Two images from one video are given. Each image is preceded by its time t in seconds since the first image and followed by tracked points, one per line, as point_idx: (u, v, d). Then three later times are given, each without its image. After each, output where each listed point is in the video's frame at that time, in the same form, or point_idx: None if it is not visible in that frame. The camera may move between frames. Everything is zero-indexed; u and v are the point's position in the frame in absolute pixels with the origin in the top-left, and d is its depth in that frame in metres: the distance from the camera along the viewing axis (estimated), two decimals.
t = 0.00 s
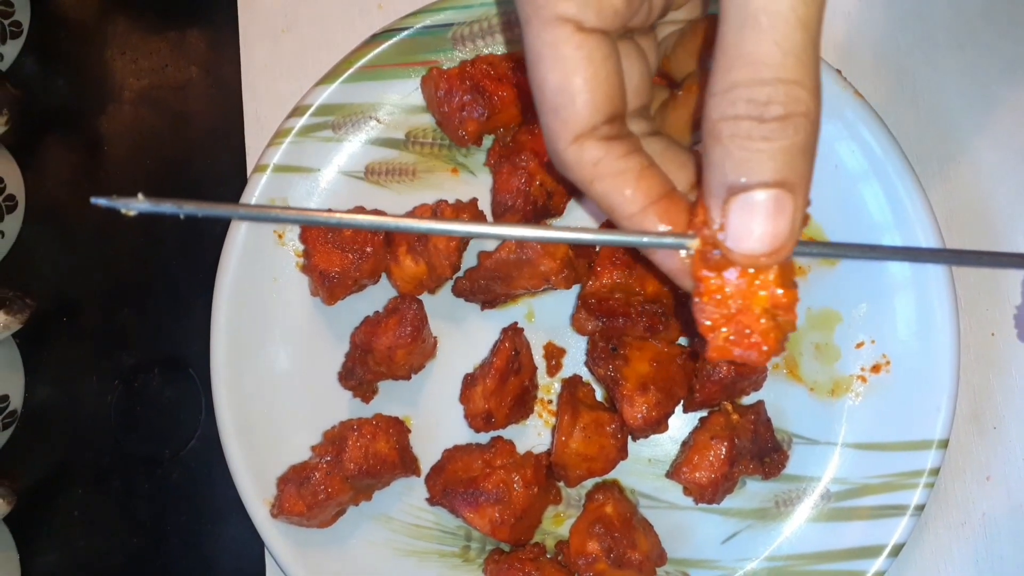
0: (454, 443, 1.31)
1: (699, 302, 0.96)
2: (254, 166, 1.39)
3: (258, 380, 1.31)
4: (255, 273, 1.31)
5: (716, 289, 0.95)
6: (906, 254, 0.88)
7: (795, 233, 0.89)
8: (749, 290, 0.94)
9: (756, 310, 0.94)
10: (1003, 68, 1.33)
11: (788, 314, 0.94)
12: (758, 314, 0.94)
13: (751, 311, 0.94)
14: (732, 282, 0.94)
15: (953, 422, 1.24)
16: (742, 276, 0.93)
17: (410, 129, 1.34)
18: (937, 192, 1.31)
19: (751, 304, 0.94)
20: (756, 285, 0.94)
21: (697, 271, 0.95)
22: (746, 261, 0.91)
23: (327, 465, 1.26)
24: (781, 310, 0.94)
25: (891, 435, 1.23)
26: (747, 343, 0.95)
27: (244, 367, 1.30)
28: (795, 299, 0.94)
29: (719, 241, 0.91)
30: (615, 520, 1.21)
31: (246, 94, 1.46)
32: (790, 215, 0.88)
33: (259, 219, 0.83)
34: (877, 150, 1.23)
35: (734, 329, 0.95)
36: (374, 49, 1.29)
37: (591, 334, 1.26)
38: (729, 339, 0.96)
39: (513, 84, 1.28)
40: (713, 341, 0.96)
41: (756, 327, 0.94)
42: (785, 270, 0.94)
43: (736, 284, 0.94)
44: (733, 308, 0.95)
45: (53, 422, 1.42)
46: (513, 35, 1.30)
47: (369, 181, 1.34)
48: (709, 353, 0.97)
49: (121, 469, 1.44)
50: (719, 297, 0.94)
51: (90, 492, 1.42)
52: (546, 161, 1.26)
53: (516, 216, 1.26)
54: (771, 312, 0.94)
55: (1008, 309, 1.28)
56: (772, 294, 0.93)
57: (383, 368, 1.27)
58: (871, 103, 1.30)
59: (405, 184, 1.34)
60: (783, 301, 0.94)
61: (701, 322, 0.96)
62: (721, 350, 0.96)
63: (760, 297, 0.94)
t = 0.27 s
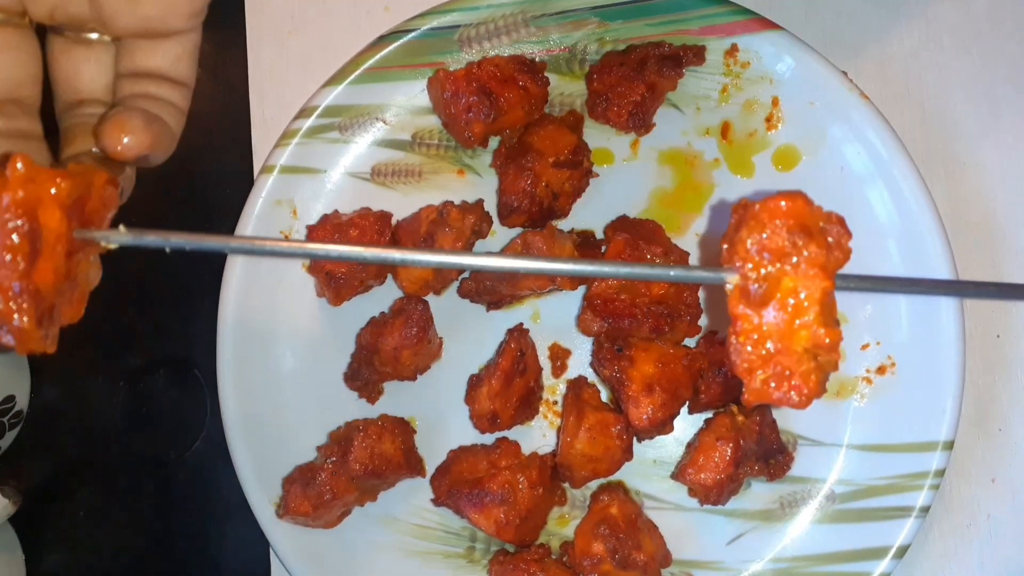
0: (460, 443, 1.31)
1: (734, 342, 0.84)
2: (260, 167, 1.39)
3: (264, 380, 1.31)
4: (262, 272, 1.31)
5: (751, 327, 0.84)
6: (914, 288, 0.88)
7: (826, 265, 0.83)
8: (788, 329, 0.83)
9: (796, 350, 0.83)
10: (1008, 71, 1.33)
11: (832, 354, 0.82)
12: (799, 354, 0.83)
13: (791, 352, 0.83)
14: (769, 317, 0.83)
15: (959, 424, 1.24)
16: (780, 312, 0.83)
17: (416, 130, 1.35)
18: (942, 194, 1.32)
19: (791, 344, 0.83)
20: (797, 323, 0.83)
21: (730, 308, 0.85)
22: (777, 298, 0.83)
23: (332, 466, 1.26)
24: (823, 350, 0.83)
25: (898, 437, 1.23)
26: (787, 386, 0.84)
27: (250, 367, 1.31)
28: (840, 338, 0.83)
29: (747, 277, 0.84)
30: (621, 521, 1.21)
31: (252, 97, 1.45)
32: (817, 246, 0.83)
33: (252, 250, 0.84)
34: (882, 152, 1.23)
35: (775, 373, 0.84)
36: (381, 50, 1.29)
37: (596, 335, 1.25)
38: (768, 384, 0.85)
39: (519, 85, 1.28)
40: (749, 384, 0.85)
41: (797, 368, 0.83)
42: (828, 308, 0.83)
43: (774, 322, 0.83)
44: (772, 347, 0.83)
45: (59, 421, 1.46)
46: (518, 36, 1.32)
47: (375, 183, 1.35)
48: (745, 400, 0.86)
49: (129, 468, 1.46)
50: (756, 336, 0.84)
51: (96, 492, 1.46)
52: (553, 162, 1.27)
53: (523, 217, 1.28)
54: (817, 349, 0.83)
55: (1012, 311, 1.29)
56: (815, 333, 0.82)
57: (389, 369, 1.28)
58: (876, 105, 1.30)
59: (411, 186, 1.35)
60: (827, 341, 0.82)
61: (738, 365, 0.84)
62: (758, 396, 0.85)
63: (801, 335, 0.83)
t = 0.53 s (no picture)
0: (462, 446, 1.31)
1: (733, 352, 0.84)
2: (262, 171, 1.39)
3: (266, 384, 1.32)
4: (264, 276, 1.31)
5: (751, 338, 0.84)
6: (913, 297, 0.87)
7: (824, 277, 0.83)
8: (787, 340, 0.83)
9: (795, 361, 0.83)
10: (1010, 73, 1.33)
11: (830, 365, 0.82)
12: (798, 365, 0.83)
13: (789, 363, 0.83)
14: (768, 328, 0.83)
15: (961, 427, 1.24)
16: (778, 323, 0.83)
17: (418, 134, 1.35)
18: (944, 197, 1.32)
19: (789, 355, 0.83)
20: (795, 333, 0.83)
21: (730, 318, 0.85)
22: (776, 309, 0.83)
23: (334, 469, 1.26)
24: (821, 361, 0.83)
25: (900, 440, 1.23)
26: (787, 396, 0.83)
27: (253, 371, 1.31)
28: (839, 350, 0.83)
29: (746, 288, 0.84)
30: (622, 524, 1.21)
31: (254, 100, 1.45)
32: (816, 258, 0.83)
33: (256, 264, 0.84)
34: (884, 155, 1.23)
35: (775, 383, 0.84)
36: (382, 55, 1.29)
37: (598, 338, 1.25)
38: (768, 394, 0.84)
39: (521, 89, 1.28)
40: (748, 394, 0.84)
41: (796, 379, 0.83)
42: (826, 318, 0.84)
43: (773, 333, 0.83)
44: (771, 357, 0.83)
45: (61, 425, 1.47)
46: (520, 40, 1.32)
47: (377, 186, 1.35)
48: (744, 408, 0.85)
49: (131, 470, 1.46)
50: (755, 347, 0.84)
51: (98, 495, 1.46)
52: (555, 165, 1.26)
53: (524, 220, 1.29)
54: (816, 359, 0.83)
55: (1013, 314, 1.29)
56: (813, 344, 0.82)
57: (391, 372, 1.28)
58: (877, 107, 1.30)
59: (413, 189, 1.35)
60: (825, 351, 0.82)
61: (737, 375, 0.84)
62: (758, 406, 0.84)
63: (800, 346, 0.83)
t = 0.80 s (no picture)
0: (460, 445, 1.31)
1: (728, 355, 0.84)
2: (260, 169, 1.38)
3: (264, 383, 1.31)
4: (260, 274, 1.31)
5: (746, 341, 0.84)
6: (909, 300, 0.87)
7: (819, 280, 0.82)
8: (782, 343, 0.83)
9: (791, 364, 0.83)
10: (1008, 71, 1.33)
11: (825, 368, 0.82)
12: (793, 368, 0.83)
13: (785, 366, 0.83)
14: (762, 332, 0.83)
15: (959, 425, 1.24)
16: (773, 326, 0.83)
17: (415, 132, 1.35)
18: (942, 195, 1.31)
19: (785, 358, 0.83)
20: (790, 336, 0.83)
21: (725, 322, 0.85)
22: (771, 312, 0.83)
23: (332, 467, 1.26)
24: (816, 364, 0.83)
25: (899, 438, 1.22)
26: (783, 399, 0.83)
27: (250, 369, 1.31)
28: (833, 353, 0.83)
29: (740, 291, 0.84)
30: (620, 523, 1.21)
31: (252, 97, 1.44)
32: (810, 261, 0.83)
33: (251, 269, 0.83)
34: (882, 154, 1.23)
35: (770, 387, 0.84)
36: (380, 52, 1.29)
37: (596, 336, 1.25)
38: (763, 397, 0.84)
39: (519, 87, 1.28)
40: (744, 397, 0.84)
41: (791, 382, 0.83)
42: (821, 321, 0.84)
43: (768, 336, 0.83)
44: (766, 360, 0.83)
45: (58, 424, 1.48)
46: (518, 38, 1.32)
47: (375, 184, 1.35)
48: (739, 411, 0.85)
49: (129, 470, 1.46)
50: (750, 350, 0.84)
51: (95, 494, 1.47)
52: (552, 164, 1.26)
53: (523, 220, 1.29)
54: (811, 363, 0.83)
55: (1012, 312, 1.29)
56: (808, 347, 0.82)
57: (388, 371, 1.28)
58: (875, 105, 1.30)
59: (410, 187, 1.35)
60: (820, 354, 0.82)
61: (732, 378, 0.84)
62: (753, 409, 0.84)
63: (795, 349, 0.83)
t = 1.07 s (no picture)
0: (460, 442, 1.31)
1: (736, 346, 0.84)
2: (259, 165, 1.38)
3: (264, 379, 1.31)
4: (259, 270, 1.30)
5: (755, 332, 0.84)
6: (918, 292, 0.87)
7: (828, 271, 0.82)
8: (791, 334, 0.83)
9: (800, 355, 0.83)
10: (1010, 67, 1.33)
11: (834, 359, 0.82)
12: (802, 358, 0.83)
13: (793, 357, 0.83)
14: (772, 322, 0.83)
15: (960, 421, 1.24)
16: (782, 317, 0.83)
17: (415, 128, 1.34)
18: (943, 191, 1.31)
19: (793, 348, 0.83)
20: (799, 326, 0.83)
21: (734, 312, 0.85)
22: (780, 303, 0.83)
23: (332, 464, 1.26)
24: (825, 354, 0.83)
25: (900, 435, 1.22)
26: (792, 389, 0.83)
27: (251, 366, 1.30)
28: (841, 343, 0.83)
29: (750, 282, 0.84)
30: (621, 519, 1.21)
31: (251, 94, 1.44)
32: (820, 253, 0.83)
33: (262, 259, 0.83)
34: (882, 149, 1.23)
35: (780, 377, 0.84)
36: (379, 48, 1.28)
37: (596, 332, 1.24)
38: (773, 387, 0.84)
39: (518, 83, 1.28)
40: (753, 387, 0.84)
41: (800, 372, 0.83)
42: (830, 312, 0.84)
43: (777, 327, 0.83)
44: (775, 351, 0.83)
45: (59, 421, 1.48)
46: (518, 34, 1.31)
47: (374, 181, 1.35)
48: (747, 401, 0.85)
49: (128, 469, 1.47)
50: (759, 340, 0.83)
51: (96, 491, 1.47)
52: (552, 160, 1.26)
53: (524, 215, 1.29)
54: (821, 353, 0.83)
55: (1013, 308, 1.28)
56: (817, 338, 0.82)
57: (388, 367, 1.28)
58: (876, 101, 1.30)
59: (410, 184, 1.35)
60: (829, 345, 0.82)
61: (740, 369, 0.84)
62: (762, 399, 0.84)
63: (803, 339, 0.83)
